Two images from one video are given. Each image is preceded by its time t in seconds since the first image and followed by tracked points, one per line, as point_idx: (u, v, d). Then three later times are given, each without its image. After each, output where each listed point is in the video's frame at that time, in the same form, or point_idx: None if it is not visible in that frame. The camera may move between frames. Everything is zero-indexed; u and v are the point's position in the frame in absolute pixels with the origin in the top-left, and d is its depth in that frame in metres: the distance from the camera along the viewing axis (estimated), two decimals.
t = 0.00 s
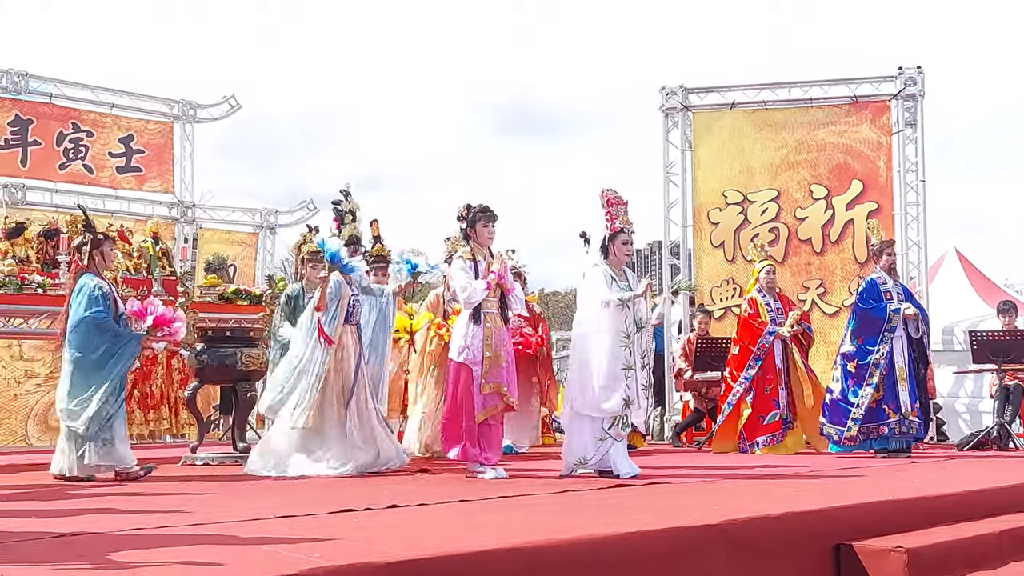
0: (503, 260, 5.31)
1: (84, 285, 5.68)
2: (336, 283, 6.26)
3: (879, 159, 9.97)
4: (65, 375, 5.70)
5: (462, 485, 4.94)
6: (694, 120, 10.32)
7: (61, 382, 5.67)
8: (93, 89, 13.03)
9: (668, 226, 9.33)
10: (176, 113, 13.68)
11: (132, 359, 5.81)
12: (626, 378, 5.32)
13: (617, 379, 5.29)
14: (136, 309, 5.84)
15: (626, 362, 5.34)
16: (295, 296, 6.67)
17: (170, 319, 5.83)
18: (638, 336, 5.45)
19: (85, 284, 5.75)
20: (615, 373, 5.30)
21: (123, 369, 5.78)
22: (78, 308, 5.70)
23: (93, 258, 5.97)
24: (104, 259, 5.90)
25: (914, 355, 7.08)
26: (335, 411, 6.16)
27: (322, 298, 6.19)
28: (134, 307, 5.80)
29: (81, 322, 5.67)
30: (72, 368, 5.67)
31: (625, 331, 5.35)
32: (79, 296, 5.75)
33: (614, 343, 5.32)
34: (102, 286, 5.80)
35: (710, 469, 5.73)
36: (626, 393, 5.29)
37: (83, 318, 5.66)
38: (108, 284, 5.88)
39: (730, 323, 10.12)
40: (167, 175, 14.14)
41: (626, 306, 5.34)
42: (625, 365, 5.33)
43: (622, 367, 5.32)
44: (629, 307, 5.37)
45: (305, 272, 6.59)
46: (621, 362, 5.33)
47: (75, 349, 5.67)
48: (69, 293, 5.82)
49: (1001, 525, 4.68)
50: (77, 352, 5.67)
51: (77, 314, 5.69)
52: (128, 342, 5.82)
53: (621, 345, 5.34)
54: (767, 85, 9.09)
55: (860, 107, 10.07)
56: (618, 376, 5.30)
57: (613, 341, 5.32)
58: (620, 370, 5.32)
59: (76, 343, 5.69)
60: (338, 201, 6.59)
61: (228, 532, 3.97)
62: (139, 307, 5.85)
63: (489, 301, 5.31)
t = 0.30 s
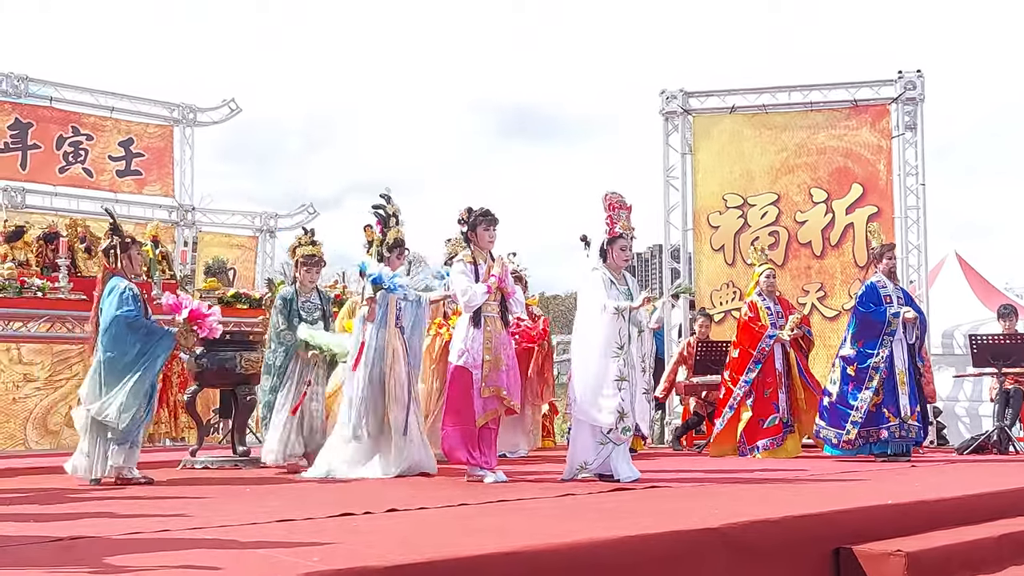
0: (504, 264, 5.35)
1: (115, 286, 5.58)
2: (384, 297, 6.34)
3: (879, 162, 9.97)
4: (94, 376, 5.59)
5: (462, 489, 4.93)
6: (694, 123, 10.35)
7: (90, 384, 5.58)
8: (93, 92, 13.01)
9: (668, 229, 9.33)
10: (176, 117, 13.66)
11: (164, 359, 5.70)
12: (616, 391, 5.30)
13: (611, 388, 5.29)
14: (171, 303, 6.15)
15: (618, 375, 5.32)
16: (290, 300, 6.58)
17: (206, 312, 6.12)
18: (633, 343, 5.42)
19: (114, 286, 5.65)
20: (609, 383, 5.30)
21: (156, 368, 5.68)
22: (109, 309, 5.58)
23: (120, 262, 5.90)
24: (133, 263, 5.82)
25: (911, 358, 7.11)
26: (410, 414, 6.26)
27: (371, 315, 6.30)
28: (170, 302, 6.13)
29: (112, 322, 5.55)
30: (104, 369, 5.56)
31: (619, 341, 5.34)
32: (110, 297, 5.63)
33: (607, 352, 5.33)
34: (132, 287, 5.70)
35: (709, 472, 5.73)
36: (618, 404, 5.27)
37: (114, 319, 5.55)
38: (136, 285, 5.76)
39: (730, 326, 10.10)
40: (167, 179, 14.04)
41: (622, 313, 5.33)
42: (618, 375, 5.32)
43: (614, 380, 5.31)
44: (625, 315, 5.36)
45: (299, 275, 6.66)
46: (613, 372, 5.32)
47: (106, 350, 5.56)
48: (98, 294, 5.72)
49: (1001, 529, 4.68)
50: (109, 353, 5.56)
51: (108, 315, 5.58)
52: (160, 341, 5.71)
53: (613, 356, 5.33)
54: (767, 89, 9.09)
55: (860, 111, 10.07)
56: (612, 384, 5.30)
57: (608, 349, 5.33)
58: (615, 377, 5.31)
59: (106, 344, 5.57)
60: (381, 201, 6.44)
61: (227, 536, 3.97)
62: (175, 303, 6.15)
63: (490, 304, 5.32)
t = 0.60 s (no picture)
0: (504, 266, 5.37)
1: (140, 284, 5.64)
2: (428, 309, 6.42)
3: (878, 165, 9.97)
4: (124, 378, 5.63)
5: (461, 491, 4.93)
6: (693, 126, 10.35)
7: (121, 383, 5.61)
8: (92, 94, 13.01)
9: (668, 231, 9.33)
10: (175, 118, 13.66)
11: (194, 354, 5.79)
12: (596, 397, 5.35)
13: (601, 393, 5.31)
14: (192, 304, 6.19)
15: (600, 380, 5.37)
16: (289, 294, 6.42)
17: (216, 306, 5.82)
18: (630, 343, 5.41)
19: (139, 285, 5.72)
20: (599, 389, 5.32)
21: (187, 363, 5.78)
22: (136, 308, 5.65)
23: (146, 262, 5.96)
24: (158, 263, 5.91)
25: (910, 360, 7.12)
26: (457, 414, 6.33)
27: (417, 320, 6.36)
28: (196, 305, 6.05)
29: (141, 320, 5.63)
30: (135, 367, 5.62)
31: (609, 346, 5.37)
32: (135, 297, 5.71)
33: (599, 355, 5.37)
34: (156, 286, 5.79)
35: (708, 474, 5.73)
36: (609, 409, 5.27)
37: (142, 318, 5.63)
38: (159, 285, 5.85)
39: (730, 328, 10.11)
40: (166, 181, 14.10)
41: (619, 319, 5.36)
42: (609, 379, 5.32)
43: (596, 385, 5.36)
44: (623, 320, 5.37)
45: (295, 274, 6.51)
46: (602, 377, 5.36)
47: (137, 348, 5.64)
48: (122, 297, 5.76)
49: (1000, 531, 4.68)
50: (140, 351, 5.64)
51: (135, 316, 5.64)
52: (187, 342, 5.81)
53: (600, 361, 5.38)
54: (766, 91, 9.10)
55: (859, 113, 10.08)
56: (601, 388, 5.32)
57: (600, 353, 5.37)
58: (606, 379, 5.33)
59: (137, 343, 5.65)
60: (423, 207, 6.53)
61: (226, 537, 3.97)
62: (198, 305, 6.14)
63: (489, 306, 5.33)
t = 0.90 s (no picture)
0: (503, 268, 5.34)
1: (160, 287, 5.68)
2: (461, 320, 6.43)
3: (875, 167, 9.98)
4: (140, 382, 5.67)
5: (458, 492, 4.93)
6: (690, 128, 10.35)
7: (138, 384, 5.65)
8: (89, 94, 12.98)
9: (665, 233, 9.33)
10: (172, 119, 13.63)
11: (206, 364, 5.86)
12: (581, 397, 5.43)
13: (603, 397, 5.40)
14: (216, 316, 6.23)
15: (585, 381, 5.45)
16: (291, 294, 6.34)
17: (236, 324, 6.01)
18: (632, 347, 5.52)
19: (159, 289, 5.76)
20: (602, 392, 5.40)
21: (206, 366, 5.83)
22: (157, 311, 5.69)
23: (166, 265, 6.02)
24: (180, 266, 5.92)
25: (906, 362, 7.13)
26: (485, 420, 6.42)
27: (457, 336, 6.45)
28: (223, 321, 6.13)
29: (163, 324, 5.67)
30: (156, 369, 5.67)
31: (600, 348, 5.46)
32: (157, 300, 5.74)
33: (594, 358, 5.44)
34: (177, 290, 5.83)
35: (705, 476, 5.74)
36: (612, 412, 5.36)
37: (163, 321, 5.67)
38: (179, 289, 5.91)
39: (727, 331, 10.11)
40: (164, 182, 14.10)
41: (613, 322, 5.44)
42: (612, 381, 5.41)
43: (580, 387, 5.44)
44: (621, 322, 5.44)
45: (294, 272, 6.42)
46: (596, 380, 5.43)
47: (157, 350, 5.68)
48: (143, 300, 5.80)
49: (997, 534, 4.68)
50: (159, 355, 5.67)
51: (156, 320, 5.68)
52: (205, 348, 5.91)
53: (587, 361, 5.48)
54: (764, 93, 9.10)
55: (856, 115, 10.08)
56: (604, 392, 5.41)
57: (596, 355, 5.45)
58: (610, 383, 5.42)
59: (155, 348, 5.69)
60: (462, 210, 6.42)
61: (222, 538, 3.96)
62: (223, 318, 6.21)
63: (486, 308, 5.34)
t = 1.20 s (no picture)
0: (498, 271, 5.41)
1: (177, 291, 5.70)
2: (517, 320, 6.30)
3: (868, 171, 9.98)
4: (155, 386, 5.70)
5: (451, 495, 4.92)
6: (684, 131, 10.35)
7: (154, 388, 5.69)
8: (81, 95, 12.95)
9: (659, 236, 9.32)
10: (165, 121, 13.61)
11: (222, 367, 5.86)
12: (574, 397, 5.47)
13: (602, 399, 5.43)
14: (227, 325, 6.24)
15: (580, 380, 5.49)
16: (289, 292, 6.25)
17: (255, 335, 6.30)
18: (632, 350, 5.54)
19: (176, 291, 5.80)
20: (600, 395, 5.44)
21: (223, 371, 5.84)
22: (175, 315, 5.71)
23: (183, 270, 6.04)
24: (196, 271, 5.99)
25: (899, 365, 7.13)
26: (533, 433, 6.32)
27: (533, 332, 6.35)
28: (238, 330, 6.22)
29: (180, 329, 5.69)
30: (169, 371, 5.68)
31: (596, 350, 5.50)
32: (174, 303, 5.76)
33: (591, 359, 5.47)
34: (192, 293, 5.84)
35: (698, 479, 5.74)
36: (610, 415, 5.38)
37: (181, 324, 5.70)
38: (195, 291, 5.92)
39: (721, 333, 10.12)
40: (156, 184, 14.09)
41: (610, 324, 5.49)
42: (611, 384, 5.44)
43: (575, 386, 5.48)
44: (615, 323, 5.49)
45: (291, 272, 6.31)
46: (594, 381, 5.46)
47: (173, 353, 5.70)
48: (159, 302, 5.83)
49: (990, 537, 4.69)
50: (175, 359, 5.69)
51: (173, 323, 5.70)
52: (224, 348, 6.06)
53: (581, 361, 5.52)
54: (757, 97, 9.10)
55: (849, 119, 10.09)
56: (603, 395, 5.44)
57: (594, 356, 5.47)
58: (610, 385, 5.45)
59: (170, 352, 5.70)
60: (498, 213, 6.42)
61: (214, 540, 3.95)
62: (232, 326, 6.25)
63: (480, 311, 5.33)
